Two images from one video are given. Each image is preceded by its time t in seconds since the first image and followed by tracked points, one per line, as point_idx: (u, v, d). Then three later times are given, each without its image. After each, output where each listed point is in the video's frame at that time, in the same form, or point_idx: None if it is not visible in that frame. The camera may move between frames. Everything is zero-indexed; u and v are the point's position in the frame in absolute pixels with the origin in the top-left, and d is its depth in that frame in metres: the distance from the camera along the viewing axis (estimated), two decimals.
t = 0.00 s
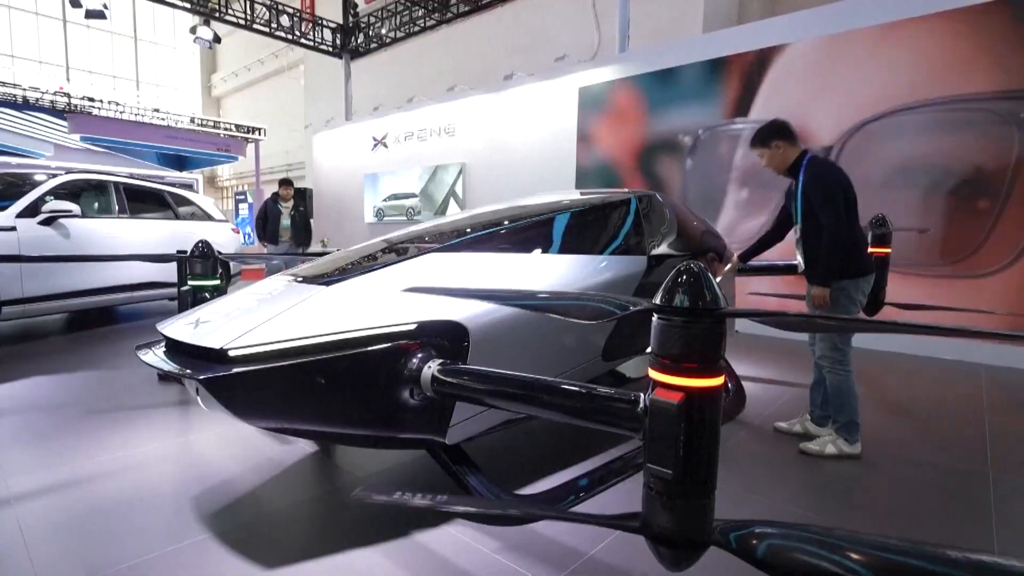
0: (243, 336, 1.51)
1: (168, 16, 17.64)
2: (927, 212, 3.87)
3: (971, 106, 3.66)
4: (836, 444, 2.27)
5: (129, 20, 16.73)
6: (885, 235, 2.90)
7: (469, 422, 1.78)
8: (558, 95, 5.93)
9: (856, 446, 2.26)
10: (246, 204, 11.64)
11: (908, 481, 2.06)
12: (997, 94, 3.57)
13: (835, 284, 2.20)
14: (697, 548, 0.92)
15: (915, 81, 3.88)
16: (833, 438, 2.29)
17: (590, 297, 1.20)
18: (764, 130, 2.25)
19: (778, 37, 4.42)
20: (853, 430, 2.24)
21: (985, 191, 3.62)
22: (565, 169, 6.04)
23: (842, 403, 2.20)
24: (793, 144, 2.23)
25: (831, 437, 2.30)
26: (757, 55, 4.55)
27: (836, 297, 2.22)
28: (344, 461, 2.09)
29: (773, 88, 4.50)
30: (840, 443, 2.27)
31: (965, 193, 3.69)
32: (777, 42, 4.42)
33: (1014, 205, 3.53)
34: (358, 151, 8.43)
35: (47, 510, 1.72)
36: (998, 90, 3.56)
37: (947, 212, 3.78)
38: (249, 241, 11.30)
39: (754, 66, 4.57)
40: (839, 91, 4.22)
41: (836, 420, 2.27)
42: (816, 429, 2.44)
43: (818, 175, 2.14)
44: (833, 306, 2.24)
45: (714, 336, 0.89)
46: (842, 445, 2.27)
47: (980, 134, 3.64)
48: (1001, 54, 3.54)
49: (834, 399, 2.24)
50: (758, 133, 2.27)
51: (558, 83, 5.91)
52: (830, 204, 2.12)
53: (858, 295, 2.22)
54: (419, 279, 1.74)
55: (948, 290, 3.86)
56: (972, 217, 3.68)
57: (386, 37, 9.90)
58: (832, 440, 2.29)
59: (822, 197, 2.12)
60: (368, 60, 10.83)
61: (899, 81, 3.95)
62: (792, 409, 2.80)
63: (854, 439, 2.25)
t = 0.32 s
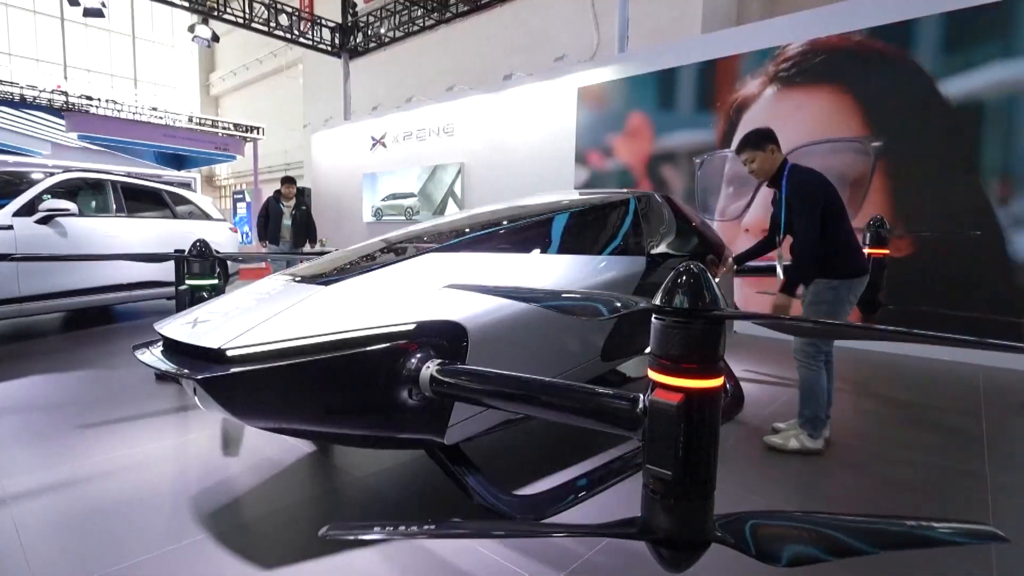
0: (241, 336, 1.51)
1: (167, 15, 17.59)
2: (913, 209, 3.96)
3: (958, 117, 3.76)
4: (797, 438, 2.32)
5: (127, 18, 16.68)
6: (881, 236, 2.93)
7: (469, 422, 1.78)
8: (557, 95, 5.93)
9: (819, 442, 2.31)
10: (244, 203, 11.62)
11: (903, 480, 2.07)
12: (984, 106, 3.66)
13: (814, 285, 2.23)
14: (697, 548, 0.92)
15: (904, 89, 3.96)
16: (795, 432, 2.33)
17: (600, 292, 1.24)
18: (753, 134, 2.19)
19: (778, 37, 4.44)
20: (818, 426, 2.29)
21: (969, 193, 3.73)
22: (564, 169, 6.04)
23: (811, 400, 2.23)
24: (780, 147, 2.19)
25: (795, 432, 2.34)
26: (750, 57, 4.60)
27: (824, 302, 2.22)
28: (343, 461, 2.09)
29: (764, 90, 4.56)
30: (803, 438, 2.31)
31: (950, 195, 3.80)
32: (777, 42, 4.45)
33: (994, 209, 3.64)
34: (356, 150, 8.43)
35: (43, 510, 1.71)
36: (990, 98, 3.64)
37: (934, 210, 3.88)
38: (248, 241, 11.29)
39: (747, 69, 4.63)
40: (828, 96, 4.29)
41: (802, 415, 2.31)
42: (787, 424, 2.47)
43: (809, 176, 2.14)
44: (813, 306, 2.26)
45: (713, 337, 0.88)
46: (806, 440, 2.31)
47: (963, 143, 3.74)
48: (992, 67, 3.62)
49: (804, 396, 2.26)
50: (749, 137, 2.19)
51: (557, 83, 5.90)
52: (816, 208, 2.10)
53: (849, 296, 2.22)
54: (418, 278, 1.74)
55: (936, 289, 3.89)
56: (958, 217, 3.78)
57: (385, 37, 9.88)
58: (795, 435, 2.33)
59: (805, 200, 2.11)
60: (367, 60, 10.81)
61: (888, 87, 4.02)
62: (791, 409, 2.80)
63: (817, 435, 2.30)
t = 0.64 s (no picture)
0: (240, 336, 1.51)
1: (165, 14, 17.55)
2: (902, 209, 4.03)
3: (947, 120, 3.79)
4: (764, 436, 2.36)
5: (125, 18, 16.63)
6: (881, 237, 2.93)
7: (469, 422, 1.78)
8: (556, 95, 5.93)
9: (784, 440, 2.34)
10: (242, 203, 11.60)
11: (900, 480, 2.08)
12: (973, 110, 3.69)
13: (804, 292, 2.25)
14: (696, 549, 0.92)
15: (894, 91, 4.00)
16: (762, 430, 2.37)
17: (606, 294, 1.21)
18: (736, 148, 2.09)
19: (776, 38, 4.44)
20: (786, 426, 2.31)
21: (956, 195, 3.79)
22: (562, 169, 6.05)
23: (785, 399, 2.25)
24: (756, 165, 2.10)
25: (761, 429, 2.39)
26: (744, 58, 4.63)
27: (813, 311, 2.22)
28: (342, 462, 2.09)
29: (756, 89, 4.60)
30: (768, 435, 2.36)
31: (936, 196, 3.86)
32: (775, 43, 4.45)
33: (978, 211, 3.71)
34: (355, 150, 8.43)
35: (40, 511, 1.71)
36: (980, 103, 3.66)
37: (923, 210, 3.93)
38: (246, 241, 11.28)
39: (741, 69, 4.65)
40: (818, 96, 4.32)
41: (773, 414, 2.33)
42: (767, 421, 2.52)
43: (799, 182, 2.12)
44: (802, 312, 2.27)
45: (713, 338, 0.89)
46: (771, 437, 2.35)
47: (949, 147, 3.79)
48: (984, 71, 3.63)
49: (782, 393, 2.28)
50: (731, 150, 2.09)
51: (556, 84, 5.90)
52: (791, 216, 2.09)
53: (842, 302, 2.21)
54: (418, 278, 1.74)
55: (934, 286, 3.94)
56: (945, 218, 3.84)
57: (384, 36, 9.86)
58: (761, 432, 2.38)
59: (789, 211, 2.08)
60: (365, 60, 10.80)
61: (879, 88, 4.06)
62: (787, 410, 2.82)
63: (782, 434, 2.33)
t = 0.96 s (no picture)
0: (240, 337, 1.50)
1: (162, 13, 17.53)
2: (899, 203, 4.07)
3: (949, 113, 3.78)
4: (762, 437, 2.36)
5: (122, 17, 16.58)
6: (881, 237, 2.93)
7: (469, 422, 1.77)
8: (554, 95, 5.94)
9: (782, 440, 2.34)
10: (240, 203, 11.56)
11: (899, 481, 2.08)
12: (973, 106, 3.70)
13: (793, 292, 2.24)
14: (696, 549, 0.92)
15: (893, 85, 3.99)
16: (760, 430, 2.37)
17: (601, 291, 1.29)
18: (714, 166, 2.06)
19: (775, 38, 4.45)
20: (782, 427, 2.32)
21: (952, 188, 3.83)
22: (560, 170, 6.05)
23: (780, 400, 2.25)
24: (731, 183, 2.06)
25: (758, 429, 2.39)
26: (742, 56, 4.63)
27: (801, 311, 2.21)
28: (341, 463, 2.08)
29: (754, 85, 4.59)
30: (766, 436, 2.36)
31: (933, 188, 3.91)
32: (773, 43, 4.46)
33: (975, 198, 3.74)
34: (352, 150, 8.42)
35: (39, 512, 1.70)
36: (978, 101, 3.67)
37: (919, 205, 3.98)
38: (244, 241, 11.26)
39: (740, 68, 4.66)
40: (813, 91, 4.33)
41: (768, 415, 2.33)
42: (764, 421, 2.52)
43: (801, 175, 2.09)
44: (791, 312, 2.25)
45: (713, 338, 0.88)
46: (769, 438, 2.35)
47: (945, 140, 3.83)
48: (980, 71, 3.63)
49: (776, 395, 2.28)
50: (706, 168, 2.06)
51: (555, 84, 5.90)
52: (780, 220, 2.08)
53: (831, 303, 2.19)
54: (417, 279, 1.74)
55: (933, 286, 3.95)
56: (942, 211, 3.89)
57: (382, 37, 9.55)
58: (758, 432, 2.38)
59: (777, 212, 2.07)
60: (364, 60, 10.78)
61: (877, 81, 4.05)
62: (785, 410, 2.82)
63: (780, 435, 2.33)
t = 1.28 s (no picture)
0: (239, 337, 1.50)
1: (159, 14, 17.46)
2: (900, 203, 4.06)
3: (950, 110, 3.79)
4: (761, 437, 2.36)
5: (119, 17, 16.54)
6: (879, 236, 2.93)
7: (468, 424, 1.77)
8: (552, 95, 5.93)
9: (780, 441, 2.34)
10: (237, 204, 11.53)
11: (898, 481, 2.08)
12: (974, 103, 3.70)
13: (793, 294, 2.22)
14: (696, 550, 0.92)
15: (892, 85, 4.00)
16: (758, 430, 2.37)
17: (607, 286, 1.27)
18: (700, 187, 1.97)
19: (772, 39, 4.46)
20: (779, 428, 2.31)
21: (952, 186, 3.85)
22: (558, 170, 6.05)
23: (775, 400, 2.26)
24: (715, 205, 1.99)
25: (757, 430, 2.38)
26: (740, 56, 4.65)
27: (798, 313, 2.21)
28: (340, 464, 2.08)
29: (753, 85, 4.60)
30: (764, 436, 2.35)
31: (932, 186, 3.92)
32: (771, 44, 4.47)
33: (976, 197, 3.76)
34: (350, 151, 8.41)
35: (36, 515, 1.69)
36: (977, 100, 3.69)
37: (920, 203, 3.98)
38: (241, 241, 11.23)
39: (738, 68, 4.68)
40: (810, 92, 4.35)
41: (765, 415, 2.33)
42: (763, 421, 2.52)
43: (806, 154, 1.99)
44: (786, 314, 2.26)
45: (714, 339, 0.88)
46: (766, 438, 2.35)
47: (943, 137, 3.84)
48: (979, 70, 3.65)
49: (769, 395, 2.28)
50: (691, 190, 1.98)
51: (553, 84, 5.89)
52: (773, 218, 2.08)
53: (828, 304, 2.19)
54: (416, 280, 1.73)
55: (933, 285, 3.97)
56: (942, 208, 3.90)
57: (380, 37, 9.37)
58: (756, 433, 2.37)
59: (770, 216, 2.07)
60: (362, 60, 10.76)
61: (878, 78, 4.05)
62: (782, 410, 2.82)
63: (778, 435, 2.33)
